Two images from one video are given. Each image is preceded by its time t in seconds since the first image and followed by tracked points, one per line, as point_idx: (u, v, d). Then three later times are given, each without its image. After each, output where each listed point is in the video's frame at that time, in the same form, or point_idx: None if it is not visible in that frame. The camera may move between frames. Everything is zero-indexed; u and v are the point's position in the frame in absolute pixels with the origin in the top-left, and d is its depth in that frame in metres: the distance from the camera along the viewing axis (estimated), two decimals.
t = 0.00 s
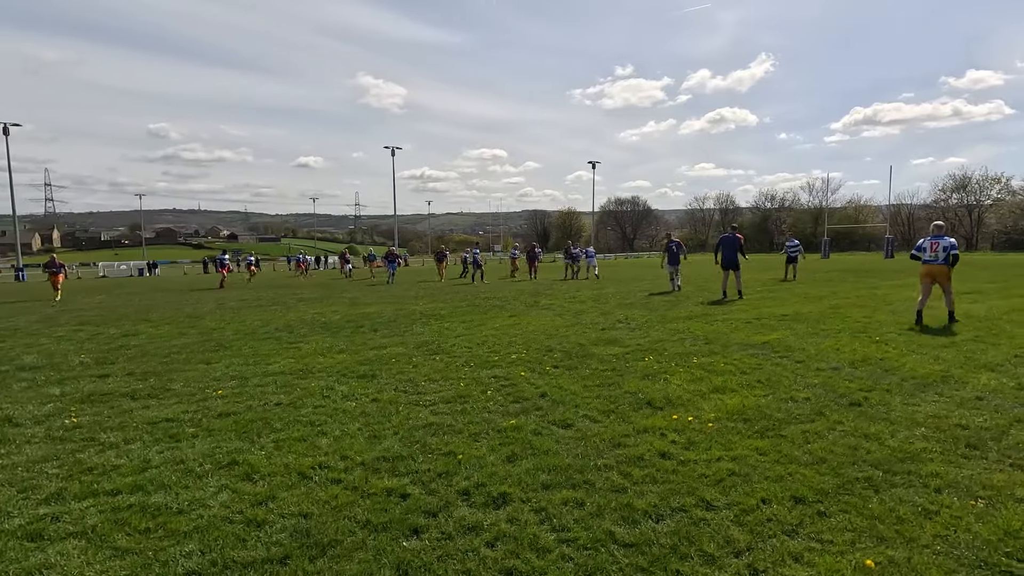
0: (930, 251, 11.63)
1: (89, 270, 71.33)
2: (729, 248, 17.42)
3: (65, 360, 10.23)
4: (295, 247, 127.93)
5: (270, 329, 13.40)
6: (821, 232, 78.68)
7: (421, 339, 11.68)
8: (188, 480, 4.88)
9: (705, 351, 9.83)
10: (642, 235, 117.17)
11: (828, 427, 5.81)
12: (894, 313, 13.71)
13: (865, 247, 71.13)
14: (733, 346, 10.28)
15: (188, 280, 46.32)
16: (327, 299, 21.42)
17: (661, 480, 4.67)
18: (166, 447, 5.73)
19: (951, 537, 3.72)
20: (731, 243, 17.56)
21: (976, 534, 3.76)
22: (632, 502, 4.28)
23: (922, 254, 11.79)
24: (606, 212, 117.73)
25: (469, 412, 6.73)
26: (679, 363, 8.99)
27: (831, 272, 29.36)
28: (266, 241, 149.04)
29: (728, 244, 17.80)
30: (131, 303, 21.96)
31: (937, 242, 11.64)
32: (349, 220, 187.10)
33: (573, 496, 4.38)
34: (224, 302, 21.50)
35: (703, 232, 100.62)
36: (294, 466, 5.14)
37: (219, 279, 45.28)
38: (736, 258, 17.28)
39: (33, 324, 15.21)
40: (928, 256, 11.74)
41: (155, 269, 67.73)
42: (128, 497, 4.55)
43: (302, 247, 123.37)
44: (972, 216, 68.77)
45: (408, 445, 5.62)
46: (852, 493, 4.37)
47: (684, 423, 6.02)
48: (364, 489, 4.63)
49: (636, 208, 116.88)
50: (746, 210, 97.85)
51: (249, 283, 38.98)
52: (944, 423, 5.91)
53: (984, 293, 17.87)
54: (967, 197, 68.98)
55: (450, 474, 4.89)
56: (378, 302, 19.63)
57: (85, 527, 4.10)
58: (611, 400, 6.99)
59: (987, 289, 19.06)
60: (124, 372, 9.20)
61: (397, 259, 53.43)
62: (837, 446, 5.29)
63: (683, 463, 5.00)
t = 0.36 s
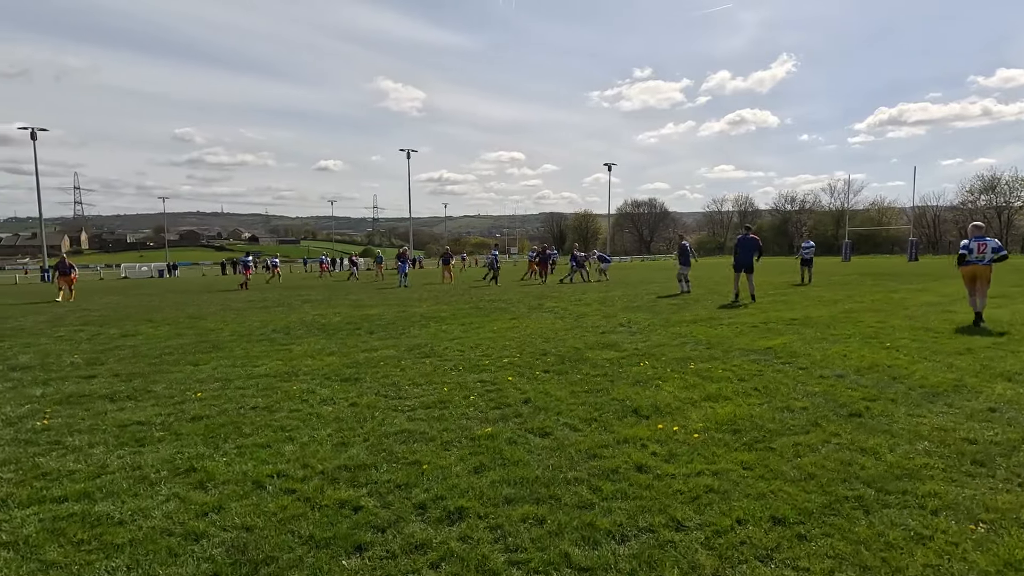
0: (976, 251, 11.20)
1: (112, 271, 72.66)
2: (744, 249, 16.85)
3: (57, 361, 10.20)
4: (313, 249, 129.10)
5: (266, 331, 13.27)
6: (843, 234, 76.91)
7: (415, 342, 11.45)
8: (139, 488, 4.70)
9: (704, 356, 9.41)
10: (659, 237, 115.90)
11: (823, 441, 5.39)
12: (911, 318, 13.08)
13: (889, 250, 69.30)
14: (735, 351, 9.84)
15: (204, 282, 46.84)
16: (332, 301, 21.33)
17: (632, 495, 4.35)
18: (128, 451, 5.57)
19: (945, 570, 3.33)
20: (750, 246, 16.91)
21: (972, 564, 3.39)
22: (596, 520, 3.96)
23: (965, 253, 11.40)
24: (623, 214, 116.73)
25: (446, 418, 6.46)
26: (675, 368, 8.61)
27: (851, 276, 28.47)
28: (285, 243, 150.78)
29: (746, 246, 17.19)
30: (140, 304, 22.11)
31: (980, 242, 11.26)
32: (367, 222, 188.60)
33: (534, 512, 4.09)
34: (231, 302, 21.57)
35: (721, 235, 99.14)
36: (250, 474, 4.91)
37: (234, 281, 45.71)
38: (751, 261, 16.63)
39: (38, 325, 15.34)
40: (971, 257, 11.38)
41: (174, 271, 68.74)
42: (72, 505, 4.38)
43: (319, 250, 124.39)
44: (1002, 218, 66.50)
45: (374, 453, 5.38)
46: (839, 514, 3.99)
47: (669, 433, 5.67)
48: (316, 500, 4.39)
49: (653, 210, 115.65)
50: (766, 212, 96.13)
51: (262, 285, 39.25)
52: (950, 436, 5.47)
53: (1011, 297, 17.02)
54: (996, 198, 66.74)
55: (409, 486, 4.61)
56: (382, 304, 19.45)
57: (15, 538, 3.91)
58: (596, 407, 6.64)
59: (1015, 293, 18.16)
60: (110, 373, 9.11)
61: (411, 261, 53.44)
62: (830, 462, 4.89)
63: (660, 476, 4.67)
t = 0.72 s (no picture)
0: (1010, 256, 10.67)
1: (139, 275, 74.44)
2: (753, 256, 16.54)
3: (62, 362, 10.37)
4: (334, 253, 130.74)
5: (269, 334, 13.32)
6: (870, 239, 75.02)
7: (415, 346, 11.36)
8: (106, 491, 4.66)
9: (706, 363, 9.12)
10: (680, 242, 114.57)
11: (814, 455, 5.11)
12: (930, 325, 12.54)
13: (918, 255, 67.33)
14: (739, 358, 9.53)
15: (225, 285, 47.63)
16: (343, 305, 21.44)
17: (602, 508, 4.16)
18: (105, 454, 5.55)
19: None
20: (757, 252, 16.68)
21: None
22: (558, 535, 3.79)
23: (999, 259, 10.89)
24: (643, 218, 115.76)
25: (428, 424, 6.34)
26: (672, 375, 8.35)
27: (875, 281, 27.62)
28: (309, 247, 152.84)
29: (754, 253, 16.93)
30: (157, 307, 22.52)
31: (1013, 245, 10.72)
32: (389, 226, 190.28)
33: (495, 524, 3.93)
34: (244, 305, 21.80)
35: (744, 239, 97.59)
36: (218, 479, 4.84)
37: (254, 285, 46.41)
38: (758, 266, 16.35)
39: (55, 327, 15.69)
40: (1006, 261, 10.86)
41: (198, 274, 70.16)
42: (36, 508, 4.35)
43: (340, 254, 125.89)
44: None
45: (346, 459, 5.26)
46: (818, 534, 3.75)
47: (652, 443, 5.46)
48: (277, 507, 4.29)
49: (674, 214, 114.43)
50: (790, 216, 94.36)
51: (280, 289, 39.73)
52: (953, 451, 5.14)
53: None
54: None
55: (374, 494, 4.49)
56: (391, 308, 19.45)
57: None
58: (582, 415, 6.44)
59: None
60: (110, 375, 9.21)
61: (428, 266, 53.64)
62: (817, 476, 4.63)
63: (634, 489, 4.47)
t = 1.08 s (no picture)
0: None
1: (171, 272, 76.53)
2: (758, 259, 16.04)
3: (78, 361, 10.67)
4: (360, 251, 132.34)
5: (281, 334, 13.50)
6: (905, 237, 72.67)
7: (420, 348, 11.36)
8: (91, 494, 4.74)
9: (711, 370, 8.89)
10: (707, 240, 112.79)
11: (807, 471, 4.91)
12: (956, 331, 12.02)
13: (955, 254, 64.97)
14: (747, 365, 9.26)
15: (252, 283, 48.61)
16: (359, 304, 21.63)
17: (575, 525, 4.05)
18: (99, 456, 5.66)
19: None
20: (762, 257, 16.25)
21: None
22: (525, 553, 3.71)
23: None
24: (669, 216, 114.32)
25: (417, 431, 6.30)
26: (674, 382, 8.15)
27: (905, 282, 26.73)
28: (335, 245, 155.14)
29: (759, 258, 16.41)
30: (181, 305, 23.06)
31: None
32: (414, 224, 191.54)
33: (463, 540, 3.86)
34: (264, 304, 22.15)
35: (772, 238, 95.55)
36: (199, 485, 4.88)
37: (280, 283, 47.25)
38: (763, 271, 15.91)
39: (79, 325, 16.18)
40: None
41: (227, 272, 71.79)
42: (21, 511, 4.45)
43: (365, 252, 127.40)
44: None
45: (329, 467, 5.26)
46: (797, 560, 3.59)
47: (640, 456, 5.32)
48: (252, 516, 4.30)
49: (701, 212, 112.70)
50: (820, 214, 92.02)
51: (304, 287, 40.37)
52: (957, 471, 4.89)
53: None
54: None
55: (349, 505, 4.46)
56: (405, 308, 19.54)
57: None
58: (574, 424, 6.32)
59: None
60: (120, 375, 9.43)
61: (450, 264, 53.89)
62: (806, 496, 4.43)
63: (612, 505, 4.36)
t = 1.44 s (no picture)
0: None
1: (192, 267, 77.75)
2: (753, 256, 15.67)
3: (87, 354, 10.80)
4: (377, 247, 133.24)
5: (290, 328, 13.54)
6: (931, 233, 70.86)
7: (424, 343, 11.27)
8: (78, 488, 4.72)
9: (717, 368, 8.64)
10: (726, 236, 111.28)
11: (807, 475, 4.70)
12: (979, 330, 11.56)
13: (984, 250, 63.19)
14: (755, 363, 8.99)
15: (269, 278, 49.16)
16: (370, 299, 21.64)
17: (560, 528, 3.91)
18: (92, 450, 5.66)
19: None
20: (756, 253, 15.83)
21: None
22: (505, 557, 3.58)
23: None
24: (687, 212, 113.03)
25: (411, 427, 6.21)
26: (678, 381, 7.95)
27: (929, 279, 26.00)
28: (353, 241, 156.37)
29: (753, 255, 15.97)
30: (196, 300, 23.32)
31: None
32: (431, 220, 192.14)
33: (442, 542, 3.75)
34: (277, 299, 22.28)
35: (793, 234, 93.95)
36: (185, 481, 4.83)
37: (297, 278, 47.71)
38: (757, 267, 15.52)
39: (95, 318, 16.42)
40: None
41: (247, 267, 72.73)
42: (7, 504, 4.44)
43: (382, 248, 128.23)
44: None
45: (317, 463, 5.18)
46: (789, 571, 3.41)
47: (634, 456, 5.15)
48: (233, 512, 4.24)
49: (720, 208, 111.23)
50: (843, 209, 90.16)
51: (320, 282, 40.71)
52: (968, 477, 4.64)
53: None
54: None
55: (331, 503, 4.37)
56: (415, 303, 19.51)
57: None
58: (569, 423, 6.15)
59: None
60: (126, 368, 9.50)
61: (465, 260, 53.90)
62: (805, 501, 4.22)
63: (600, 508, 4.20)
